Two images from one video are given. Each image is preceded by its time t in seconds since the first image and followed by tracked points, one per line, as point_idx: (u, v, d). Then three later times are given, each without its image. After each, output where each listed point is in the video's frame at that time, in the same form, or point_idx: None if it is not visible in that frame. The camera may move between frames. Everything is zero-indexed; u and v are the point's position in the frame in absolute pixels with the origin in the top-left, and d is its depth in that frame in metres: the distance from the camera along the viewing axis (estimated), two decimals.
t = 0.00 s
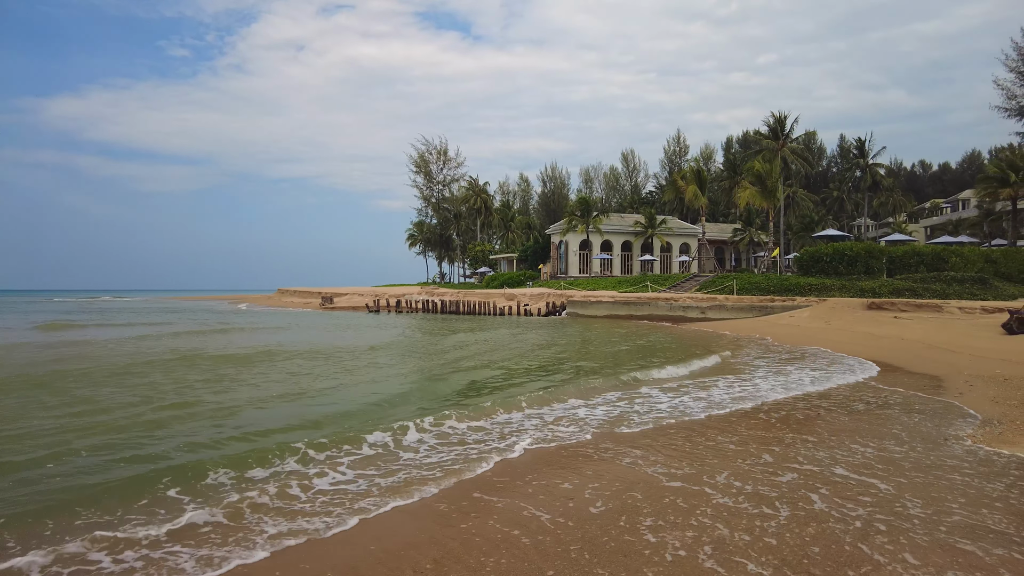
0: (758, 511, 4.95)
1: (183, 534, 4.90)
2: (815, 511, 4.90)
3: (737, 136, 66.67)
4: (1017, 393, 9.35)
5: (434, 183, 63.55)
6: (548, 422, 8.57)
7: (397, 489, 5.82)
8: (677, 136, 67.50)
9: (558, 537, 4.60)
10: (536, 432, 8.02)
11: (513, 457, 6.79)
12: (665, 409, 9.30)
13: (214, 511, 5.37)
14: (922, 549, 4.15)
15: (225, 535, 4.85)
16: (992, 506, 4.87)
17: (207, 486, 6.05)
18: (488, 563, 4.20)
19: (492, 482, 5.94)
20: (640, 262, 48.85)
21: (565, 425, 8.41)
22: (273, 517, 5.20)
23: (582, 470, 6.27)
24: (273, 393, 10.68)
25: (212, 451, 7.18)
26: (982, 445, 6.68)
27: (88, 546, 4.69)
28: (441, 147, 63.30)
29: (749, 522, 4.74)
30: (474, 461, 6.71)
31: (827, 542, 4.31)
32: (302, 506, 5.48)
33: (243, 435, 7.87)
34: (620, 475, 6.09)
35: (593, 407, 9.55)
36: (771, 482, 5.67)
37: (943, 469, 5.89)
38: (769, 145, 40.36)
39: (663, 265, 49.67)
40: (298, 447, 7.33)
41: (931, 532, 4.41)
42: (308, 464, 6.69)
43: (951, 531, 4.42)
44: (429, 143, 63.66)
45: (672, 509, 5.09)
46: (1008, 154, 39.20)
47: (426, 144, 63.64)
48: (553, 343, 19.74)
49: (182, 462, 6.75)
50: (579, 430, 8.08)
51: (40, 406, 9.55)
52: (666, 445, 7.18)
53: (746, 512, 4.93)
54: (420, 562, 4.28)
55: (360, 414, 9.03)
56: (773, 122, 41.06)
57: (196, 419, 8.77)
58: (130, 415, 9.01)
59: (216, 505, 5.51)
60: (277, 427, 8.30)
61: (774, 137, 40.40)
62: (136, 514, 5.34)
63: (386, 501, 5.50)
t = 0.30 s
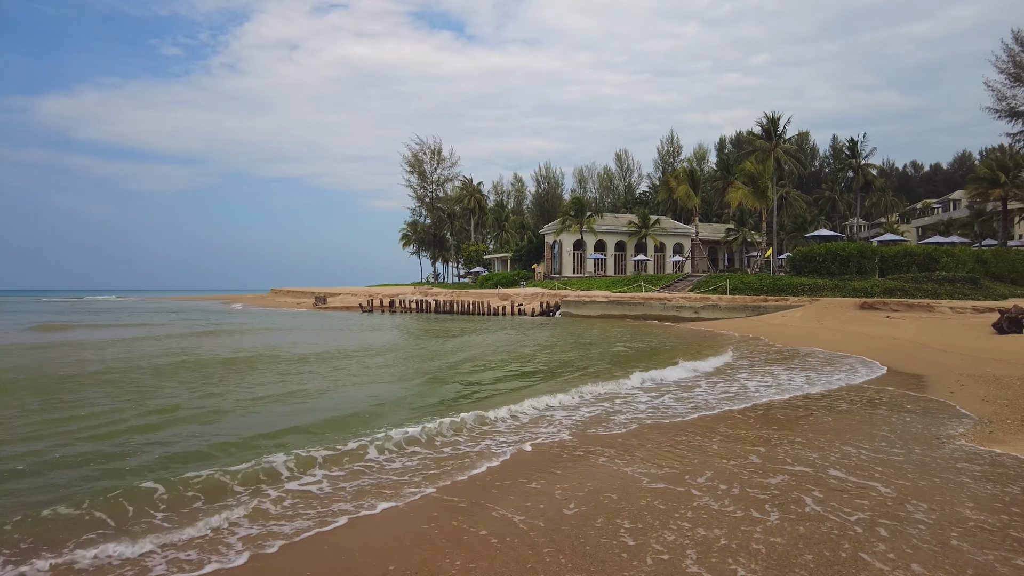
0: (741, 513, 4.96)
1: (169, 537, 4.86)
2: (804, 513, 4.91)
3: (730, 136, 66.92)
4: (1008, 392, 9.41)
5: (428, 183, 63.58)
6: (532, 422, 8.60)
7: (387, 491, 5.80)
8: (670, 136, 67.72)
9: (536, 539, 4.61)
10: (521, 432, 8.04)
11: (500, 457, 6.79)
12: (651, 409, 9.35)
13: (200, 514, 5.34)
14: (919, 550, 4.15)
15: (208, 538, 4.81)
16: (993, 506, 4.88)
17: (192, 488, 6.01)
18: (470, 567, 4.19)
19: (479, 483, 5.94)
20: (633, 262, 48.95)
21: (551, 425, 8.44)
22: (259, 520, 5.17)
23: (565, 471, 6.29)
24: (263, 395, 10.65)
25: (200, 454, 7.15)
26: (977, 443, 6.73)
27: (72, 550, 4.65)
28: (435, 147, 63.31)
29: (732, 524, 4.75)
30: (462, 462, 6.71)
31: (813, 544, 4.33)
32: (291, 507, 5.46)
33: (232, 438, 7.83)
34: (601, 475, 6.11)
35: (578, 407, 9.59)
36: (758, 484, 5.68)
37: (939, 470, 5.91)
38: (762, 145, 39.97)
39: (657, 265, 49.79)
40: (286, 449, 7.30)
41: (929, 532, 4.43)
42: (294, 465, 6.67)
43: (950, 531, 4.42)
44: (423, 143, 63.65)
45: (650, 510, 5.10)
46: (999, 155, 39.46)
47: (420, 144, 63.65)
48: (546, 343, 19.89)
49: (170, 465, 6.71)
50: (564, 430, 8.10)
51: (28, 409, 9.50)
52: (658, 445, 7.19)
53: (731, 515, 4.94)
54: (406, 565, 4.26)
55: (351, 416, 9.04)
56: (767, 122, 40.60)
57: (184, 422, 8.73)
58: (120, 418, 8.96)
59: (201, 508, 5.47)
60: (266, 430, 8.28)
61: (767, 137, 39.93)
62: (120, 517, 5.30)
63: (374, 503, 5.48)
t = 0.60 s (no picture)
0: (724, 515, 4.97)
1: (152, 540, 4.82)
2: (791, 515, 4.91)
3: (725, 137, 67.11)
4: (1000, 392, 9.44)
5: (423, 183, 63.45)
6: (524, 422, 8.60)
7: (376, 492, 5.78)
8: (665, 137, 67.87)
9: (515, 540, 4.62)
10: (512, 433, 8.04)
11: (488, 459, 6.79)
12: (644, 409, 9.38)
13: (186, 516, 5.30)
14: (911, 551, 4.16)
15: (191, 540, 4.80)
16: (986, 507, 4.89)
17: (177, 489, 5.98)
18: (450, 568, 4.19)
19: (466, 485, 5.92)
20: (628, 262, 49.01)
21: (542, 425, 8.46)
22: (245, 522, 5.14)
23: (550, 472, 6.30)
24: (253, 397, 10.61)
25: (188, 456, 7.11)
26: (968, 443, 6.77)
27: (55, 554, 4.60)
28: (430, 147, 63.23)
29: (714, 525, 4.76)
30: (452, 463, 6.70)
31: (798, 546, 4.33)
32: (277, 510, 5.43)
33: (221, 441, 7.78)
34: (582, 477, 6.12)
35: (568, 408, 9.60)
36: (745, 485, 5.69)
37: (933, 470, 5.92)
38: (757, 146, 40.35)
39: (652, 265, 49.85)
40: (275, 451, 7.26)
41: (921, 533, 4.43)
42: (280, 467, 6.64)
43: (941, 532, 4.43)
44: (418, 143, 63.55)
45: (631, 512, 5.11)
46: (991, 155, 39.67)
47: (415, 144, 63.55)
48: (541, 343, 19.93)
49: (158, 468, 6.66)
50: (555, 430, 8.11)
51: (22, 412, 9.48)
52: (650, 446, 7.19)
53: (714, 516, 4.95)
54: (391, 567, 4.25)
55: (343, 417, 9.02)
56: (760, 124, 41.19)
57: (173, 424, 8.67)
58: (109, 421, 8.88)
59: (186, 509, 5.44)
60: (255, 431, 8.24)
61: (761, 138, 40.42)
62: (103, 518, 5.26)
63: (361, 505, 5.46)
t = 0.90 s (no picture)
0: (703, 515, 4.98)
1: (134, 542, 4.79)
2: (774, 516, 4.92)
3: (720, 137, 67.26)
4: (993, 391, 9.47)
5: (418, 183, 63.35)
6: (517, 423, 8.60)
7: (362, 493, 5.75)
8: (661, 137, 67.97)
9: (495, 541, 4.61)
10: (504, 433, 8.04)
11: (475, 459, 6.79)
12: (638, 409, 9.40)
13: (168, 517, 5.28)
14: (906, 550, 4.16)
15: (169, 542, 4.78)
16: (983, 505, 4.90)
17: (162, 491, 5.94)
18: (428, 569, 4.19)
19: (455, 485, 5.91)
20: (624, 262, 49.05)
21: (535, 425, 8.46)
22: (228, 525, 5.11)
23: (535, 472, 6.29)
24: (244, 398, 10.60)
25: (175, 458, 7.06)
26: (961, 443, 6.79)
27: (37, 559, 4.56)
28: (426, 146, 63.13)
29: (696, 527, 4.74)
30: (440, 464, 6.69)
31: (783, 546, 4.33)
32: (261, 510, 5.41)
33: (209, 442, 7.74)
34: (562, 477, 6.12)
35: (561, 408, 9.62)
36: (731, 486, 5.68)
37: (928, 468, 5.95)
38: (752, 146, 40.40)
39: (647, 265, 49.92)
40: (263, 451, 7.25)
41: (915, 531, 4.45)
42: (265, 468, 6.61)
43: (937, 531, 4.45)
44: (414, 143, 63.44)
45: (609, 513, 5.11)
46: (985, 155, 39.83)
47: (411, 143, 63.45)
48: (537, 343, 19.99)
49: (145, 470, 6.60)
50: (547, 430, 8.14)
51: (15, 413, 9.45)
52: (643, 446, 7.19)
53: (694, 517, 4.95)
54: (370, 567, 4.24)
55: (335, 418, 9.03)
56: (757, 123, 41.00)
57: (161, 425, 8.62)
58: (98, 421, 8.83)
59: (169, 511, 5.40)
60: (245, 432, 8.20)
61: (757, 138, 40.28)
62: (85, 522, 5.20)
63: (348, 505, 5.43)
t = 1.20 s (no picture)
0: (685, 515, 4.98)
1: (115, 542, 4.75)
2: (756, 516, 4.92)
3: (716, 137, 67.42)
4: (988, 391, 9.49)
5: (415, 182, 63.27)
6: (512, 421, 8.61)
7: (346, 492, 5.73)
8: (656, 137, 68.07)
9: (475, 541, 4.61)
10: (498, 432, 8.03)
11: (464, 458, 6.79)
12: (635, 409, 9.40)
13: (150, 517, 5.24)
14: (894, 550, 4.17)
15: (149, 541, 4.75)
16: (974, 504, 4.90)
17: (145, 491, 5.89)
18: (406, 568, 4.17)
19: (440, 485, 5.90)
20: (620, 262, 49.08)
21: (530, 425, 8.45)
22: (209, 523, 5.08)
23: (521, 472, 6.28)
24: (234, 398, 10.55)
25: (161, 458, 7.01)
26: (955, 442, 6.79)
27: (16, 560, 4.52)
28: (422, 146, 63.10)
29: (676, 526, 4.74)
30: (429, 462, 6.67)
31: (765, 546, 4.34)
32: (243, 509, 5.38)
33: (198, 442, 7.68)
34: (545, 476, 6.13)
35: (556, 407, 9.63)
36: (714, 487, 5.68)
37: (919, 468, 5.96)
38: (748, 146, 40.54)
39: (643, 265, 49.97)
40: (250, 451, 7.21)
41: (900, 531, 4.46)
42: (250, 467, 6.58)
43: (923, 531, 4.45)
44: (410, 143, 63.38)
45: (590, 513, 5.11)
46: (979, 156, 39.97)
47: (407, 143, 63.37)
48: (533, 343, 20.02)
49: (132, 471, 6.54)
50: (542, 429, 8.12)
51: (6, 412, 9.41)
52: (636, 446, 7.17)
53: (670, 518, 4.94)
54: (351, 567, 4.22)
55: (329, 417, 9.01)
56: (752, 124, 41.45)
57: (149, 425, 8.55)
58: (86, 422, 8.75)
59: (151, 512, 5.37)
60: (234, 432, 8.15)
61: (753, 138, 40.53)
62: (65, 524, 5.14)
63: (330, 505, 5.41)
